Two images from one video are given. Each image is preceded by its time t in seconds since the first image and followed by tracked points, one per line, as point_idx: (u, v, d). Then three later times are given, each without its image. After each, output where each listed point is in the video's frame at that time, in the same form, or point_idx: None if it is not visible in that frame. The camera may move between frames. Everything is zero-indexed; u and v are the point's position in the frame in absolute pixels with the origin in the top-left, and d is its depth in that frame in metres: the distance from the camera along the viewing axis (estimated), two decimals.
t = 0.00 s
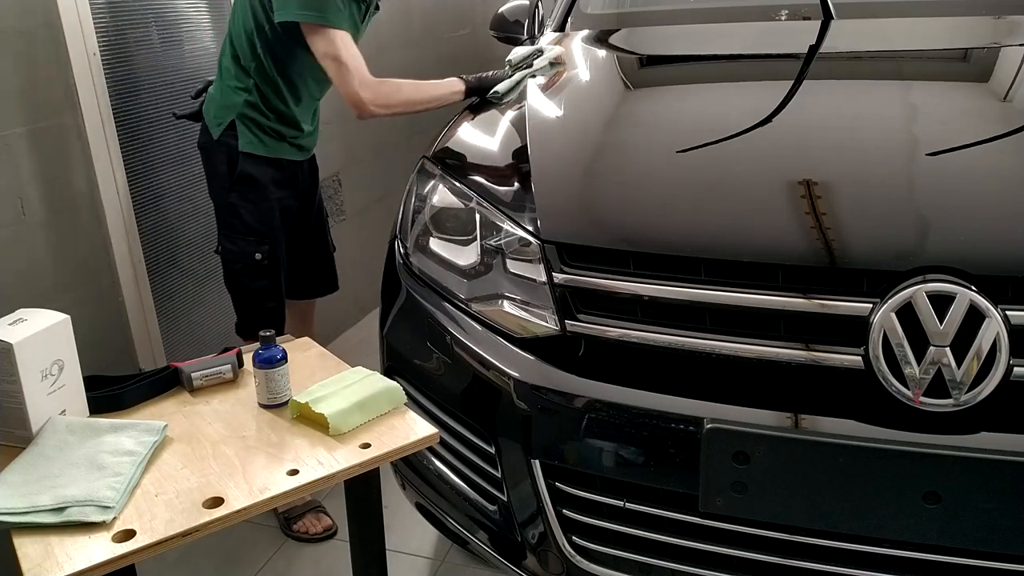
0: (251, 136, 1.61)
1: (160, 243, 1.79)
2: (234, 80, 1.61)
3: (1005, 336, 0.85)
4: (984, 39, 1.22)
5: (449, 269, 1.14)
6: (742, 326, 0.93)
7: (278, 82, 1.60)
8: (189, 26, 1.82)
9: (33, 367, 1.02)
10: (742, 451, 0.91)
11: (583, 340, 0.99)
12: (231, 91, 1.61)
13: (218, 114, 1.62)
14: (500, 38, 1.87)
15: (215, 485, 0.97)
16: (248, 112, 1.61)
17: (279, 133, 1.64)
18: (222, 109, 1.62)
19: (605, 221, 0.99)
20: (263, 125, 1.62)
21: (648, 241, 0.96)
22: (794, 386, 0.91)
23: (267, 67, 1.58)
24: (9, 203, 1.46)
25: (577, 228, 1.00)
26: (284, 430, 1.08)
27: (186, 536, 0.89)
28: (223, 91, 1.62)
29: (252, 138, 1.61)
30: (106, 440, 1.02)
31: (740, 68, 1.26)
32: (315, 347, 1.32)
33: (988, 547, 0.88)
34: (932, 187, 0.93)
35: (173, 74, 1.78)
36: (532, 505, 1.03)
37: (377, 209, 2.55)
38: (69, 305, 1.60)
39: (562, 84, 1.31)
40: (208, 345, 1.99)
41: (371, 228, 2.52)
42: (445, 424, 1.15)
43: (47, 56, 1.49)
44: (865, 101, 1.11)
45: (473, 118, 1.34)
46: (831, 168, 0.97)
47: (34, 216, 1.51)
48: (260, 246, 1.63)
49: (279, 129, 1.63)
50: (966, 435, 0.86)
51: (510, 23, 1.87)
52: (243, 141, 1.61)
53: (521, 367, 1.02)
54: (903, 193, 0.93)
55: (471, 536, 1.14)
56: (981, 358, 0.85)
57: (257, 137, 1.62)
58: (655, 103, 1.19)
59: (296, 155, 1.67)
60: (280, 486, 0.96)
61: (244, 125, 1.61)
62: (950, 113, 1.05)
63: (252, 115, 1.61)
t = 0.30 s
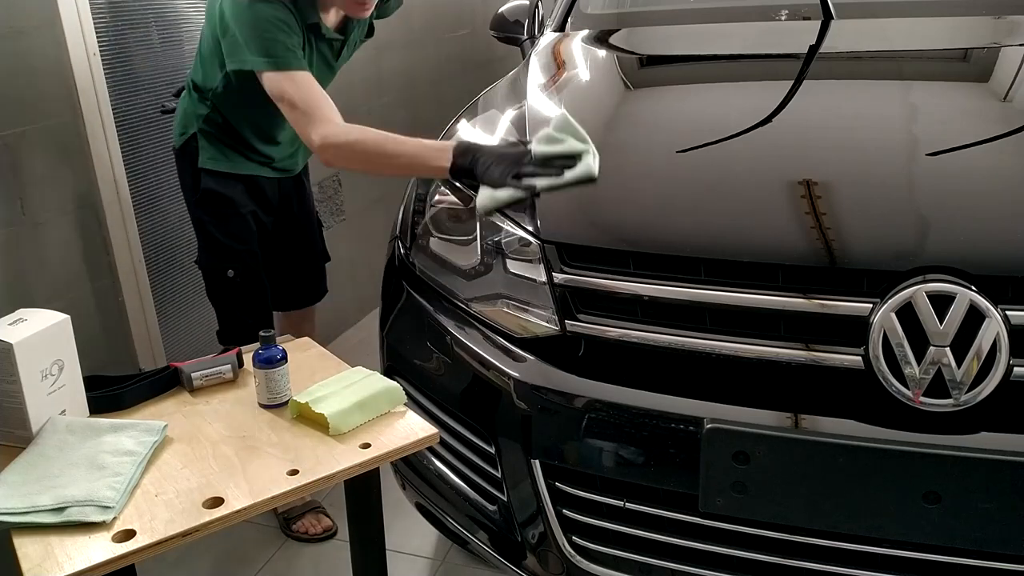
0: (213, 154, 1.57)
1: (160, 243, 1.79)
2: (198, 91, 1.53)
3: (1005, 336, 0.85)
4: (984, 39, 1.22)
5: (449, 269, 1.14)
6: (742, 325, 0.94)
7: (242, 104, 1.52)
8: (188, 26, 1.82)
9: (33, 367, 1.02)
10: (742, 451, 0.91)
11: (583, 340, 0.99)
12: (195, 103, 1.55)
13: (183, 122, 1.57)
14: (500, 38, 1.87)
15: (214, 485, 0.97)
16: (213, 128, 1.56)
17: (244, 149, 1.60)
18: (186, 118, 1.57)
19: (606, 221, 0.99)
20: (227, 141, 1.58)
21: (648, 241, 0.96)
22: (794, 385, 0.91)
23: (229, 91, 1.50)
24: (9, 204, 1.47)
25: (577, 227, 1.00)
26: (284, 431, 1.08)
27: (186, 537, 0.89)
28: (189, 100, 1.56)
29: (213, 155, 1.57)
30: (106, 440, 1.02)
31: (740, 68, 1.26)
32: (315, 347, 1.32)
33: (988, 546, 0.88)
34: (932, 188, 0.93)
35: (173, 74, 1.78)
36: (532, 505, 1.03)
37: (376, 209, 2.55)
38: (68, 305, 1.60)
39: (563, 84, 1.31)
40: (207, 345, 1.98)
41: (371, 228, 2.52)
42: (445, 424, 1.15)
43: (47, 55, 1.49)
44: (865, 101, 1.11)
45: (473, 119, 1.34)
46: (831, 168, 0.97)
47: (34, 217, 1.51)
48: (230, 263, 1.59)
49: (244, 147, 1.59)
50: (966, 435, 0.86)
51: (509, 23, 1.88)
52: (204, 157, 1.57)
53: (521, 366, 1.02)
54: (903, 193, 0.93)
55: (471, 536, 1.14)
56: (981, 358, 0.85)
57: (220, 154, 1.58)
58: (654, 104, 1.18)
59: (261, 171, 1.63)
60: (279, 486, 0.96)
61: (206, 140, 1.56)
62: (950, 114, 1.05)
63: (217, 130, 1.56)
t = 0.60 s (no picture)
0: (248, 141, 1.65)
1: (160, 242, 1.79)
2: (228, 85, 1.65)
3: (1005, 336, 0.85)
4: (984, 39, 1.22)
5: (449, 269, 1.14)
6: (742, 326, 0.93)
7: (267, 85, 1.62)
8: (188, 26, 1.82)
9: (33, 367, 1.02)
10: (742, 451, 0.91)
11: (583, 340, 0.99)
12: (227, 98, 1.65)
13: (218, 119, 1.66)
14: (500, 38, 1.87)
15: (215, 485, 0.97)
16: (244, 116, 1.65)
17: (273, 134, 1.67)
18: (220, 114, 1.66)
19: (606, 221, 0.99)
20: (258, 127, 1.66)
21: (648, 241, 0.96)
22: (794, 385, 0.91)
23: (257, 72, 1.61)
24: (9, 203, 1.46)
25: (577, 228, 1.00)
26: (284, 430, 1.08)
27: (186, 536, 0.89)
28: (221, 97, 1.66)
29: (248, 141, 1.65)
30: (106, 440, 1.02)
31: (740, 68, 1.26)
32: (315, 347, 1.32)
33: (988, 546, 0.88)
34: (932, 188, 0.93)
35: (173, 74, 1.78)
36: (532, 505, 1.03)
37: (376, 209, 2.55)
38: (69, 305, 1.60)
39: (562, 84, 1.31)
40: (207, 346, 1.98)
41: (371, 228, 2.52)
42: (446, 424, 1.15)
43: (47, 55, 1.49)
44: (865, 101, 1.11)
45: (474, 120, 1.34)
46: (831, 168, 0.97)
47: (35, 216, 1.51)
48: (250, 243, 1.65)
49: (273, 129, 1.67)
50: (966, 435, 0.86)
51: (510, 23, 1.88)
52: (241, 145, 1.64)
53: (521, 367, 1.02)
54: (903, 192, 0.93)
55: (471, 536, 1.14)
56: (981, 358, 0.85)
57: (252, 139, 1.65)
58: (654, 104, 1.19)
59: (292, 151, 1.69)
60: (279, 486, 0.96)
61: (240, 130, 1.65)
62: (950, 114, 1.05)
63: (248, 119, 1.65)
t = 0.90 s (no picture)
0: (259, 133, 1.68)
1: (160, 242, 1.79)
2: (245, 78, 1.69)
3: (1005, 336, 0.85)
4: (984, 39, 1.22)
5: (449, 269, 1.14)
6: (742, 326, 0.93)
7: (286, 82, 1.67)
8: (188, 26, 1.82)
9: (33, 367, 1.02)
10: (742, 451, 0.91)
11: (583, 340, 0.99)
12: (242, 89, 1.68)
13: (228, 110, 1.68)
14: (500, 38, 1.87)
15: (215, 484, 0.97)
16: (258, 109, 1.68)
17: (284, 130, 1.71)
18: (229, 105, 1.68)
19: (606, 221, 0.99)
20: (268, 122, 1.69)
21: (648, 241, 0.96)
22: (794, 386, 0.91)
23: (281, 69, 1.66)
24: (10, 203, 1.46)
25: (577, 228, 1.00)
26: (285, 430, 1.08)
27: (186, 536, 0.89)
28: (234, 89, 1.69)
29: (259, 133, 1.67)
30: (106, 440, 1.02)
31: (740, 68, 1.26)
32: (315, 347, 1.32)
33: (988, 546, 0.88)
34: (932, 188, 0.93)
35: (173, 74, 1.78)
36: (532, 505, 1.03)
37: (377, 209, 2.55)
38: (69, 305, 1.60)
39: (563, 84, 1.31)
40: (207, 345, 1.98)
41: (372, 228, 2.52)
42: (446, 424, 1.15)
43: (47, 55, 1.48)
44: (864, 101, 1.11)
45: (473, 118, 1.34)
46: (831, 168, 0.96)
47: (35, 216, 1.50)
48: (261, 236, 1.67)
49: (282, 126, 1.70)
50: (966, 435, 0.86)
51: (510, 23, 1.87)
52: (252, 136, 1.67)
53: (521, 367, 1.02)
54: (903, 192, 0.93)
55: (471, 536, 1.14)
56: (981, 358, 0.85)
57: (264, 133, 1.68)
58: (655, 103, 1.19)
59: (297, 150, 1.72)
60: (280, 486, 0.96)
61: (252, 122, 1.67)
62: (951, 114, 1.05)
63: (262, 112, 1.68)
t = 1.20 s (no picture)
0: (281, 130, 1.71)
1: (160, 242, 1.79)
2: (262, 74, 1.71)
3: (1005, 336, 0.85)
4: (984, 39, 1.22)
5: (449, 269, 1.14)
6: (742, 326, 0.93)
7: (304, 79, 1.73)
8: (188, 26, 1.82)
9: (33, 367, 1.02)
10: (742, 451, 0.91)
11: (583, 340, 0.99)
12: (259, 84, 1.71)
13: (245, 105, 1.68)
14: (500, 38, 1.87)
15: (215, 484, 0.97)
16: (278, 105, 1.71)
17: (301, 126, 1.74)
18: (243, 101, 1.68)
19: (606, 221, 0.99)
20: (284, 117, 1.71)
21: (648, 241, 0.96)
22: (793, 386, 0.91)
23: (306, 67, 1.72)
24: (10, 203, 1.45)
25: (577, 228, 1.00)
26: (285, 430, 1.08)
27: (186, 536, 0.89)
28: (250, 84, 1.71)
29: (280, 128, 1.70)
30: (106, 440, 1.02)
31: (740, 68, 1.26)
32: (315, 347, 1.32)
33: (988, 546, 0.88)
34: (932, 187, 0.93)
35: (172, 74, 1.78)
36: (532, 505, 1.03)
37: (376, 209, 2.55)
38: (70, 305, 1.60)
39: (563, 84, 1.31)
40: (208, 345, 1.98)
41: (372, 228, 2.52)
42: (445, 424, 1.15)
43: (47, 55, 1.48)
44: (864, 101, 1.11)
45: (473, 118, 1.34)
46: (831, 168, 0.97)
47: (36, 216, 1.50)
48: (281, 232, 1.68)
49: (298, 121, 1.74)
50: (966, 435, 0.86)
51: (510, 23, 1.87)
52: (274, 132, 1.69)
53: (521, 367, 1.02)
54: (903, 191, 0.93)
55: (471, 536, 1.14)
56: (981, 358, 0.85)
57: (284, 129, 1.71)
58: (655, 103, 1.19)
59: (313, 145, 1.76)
60: (280, 485, 0.96)
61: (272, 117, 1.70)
62: (951, 114, 1.05)
63: (280, 108, 1.71)
